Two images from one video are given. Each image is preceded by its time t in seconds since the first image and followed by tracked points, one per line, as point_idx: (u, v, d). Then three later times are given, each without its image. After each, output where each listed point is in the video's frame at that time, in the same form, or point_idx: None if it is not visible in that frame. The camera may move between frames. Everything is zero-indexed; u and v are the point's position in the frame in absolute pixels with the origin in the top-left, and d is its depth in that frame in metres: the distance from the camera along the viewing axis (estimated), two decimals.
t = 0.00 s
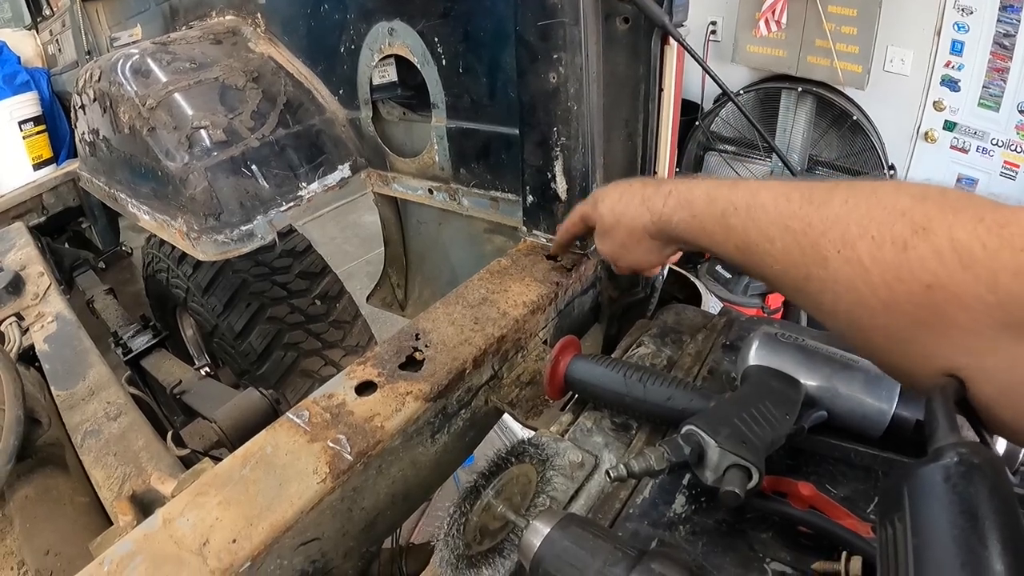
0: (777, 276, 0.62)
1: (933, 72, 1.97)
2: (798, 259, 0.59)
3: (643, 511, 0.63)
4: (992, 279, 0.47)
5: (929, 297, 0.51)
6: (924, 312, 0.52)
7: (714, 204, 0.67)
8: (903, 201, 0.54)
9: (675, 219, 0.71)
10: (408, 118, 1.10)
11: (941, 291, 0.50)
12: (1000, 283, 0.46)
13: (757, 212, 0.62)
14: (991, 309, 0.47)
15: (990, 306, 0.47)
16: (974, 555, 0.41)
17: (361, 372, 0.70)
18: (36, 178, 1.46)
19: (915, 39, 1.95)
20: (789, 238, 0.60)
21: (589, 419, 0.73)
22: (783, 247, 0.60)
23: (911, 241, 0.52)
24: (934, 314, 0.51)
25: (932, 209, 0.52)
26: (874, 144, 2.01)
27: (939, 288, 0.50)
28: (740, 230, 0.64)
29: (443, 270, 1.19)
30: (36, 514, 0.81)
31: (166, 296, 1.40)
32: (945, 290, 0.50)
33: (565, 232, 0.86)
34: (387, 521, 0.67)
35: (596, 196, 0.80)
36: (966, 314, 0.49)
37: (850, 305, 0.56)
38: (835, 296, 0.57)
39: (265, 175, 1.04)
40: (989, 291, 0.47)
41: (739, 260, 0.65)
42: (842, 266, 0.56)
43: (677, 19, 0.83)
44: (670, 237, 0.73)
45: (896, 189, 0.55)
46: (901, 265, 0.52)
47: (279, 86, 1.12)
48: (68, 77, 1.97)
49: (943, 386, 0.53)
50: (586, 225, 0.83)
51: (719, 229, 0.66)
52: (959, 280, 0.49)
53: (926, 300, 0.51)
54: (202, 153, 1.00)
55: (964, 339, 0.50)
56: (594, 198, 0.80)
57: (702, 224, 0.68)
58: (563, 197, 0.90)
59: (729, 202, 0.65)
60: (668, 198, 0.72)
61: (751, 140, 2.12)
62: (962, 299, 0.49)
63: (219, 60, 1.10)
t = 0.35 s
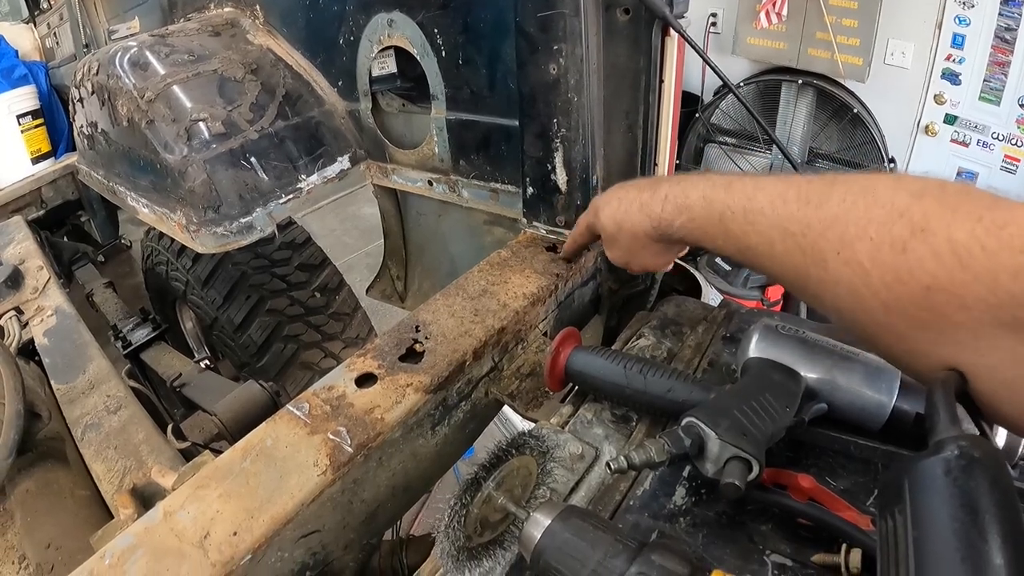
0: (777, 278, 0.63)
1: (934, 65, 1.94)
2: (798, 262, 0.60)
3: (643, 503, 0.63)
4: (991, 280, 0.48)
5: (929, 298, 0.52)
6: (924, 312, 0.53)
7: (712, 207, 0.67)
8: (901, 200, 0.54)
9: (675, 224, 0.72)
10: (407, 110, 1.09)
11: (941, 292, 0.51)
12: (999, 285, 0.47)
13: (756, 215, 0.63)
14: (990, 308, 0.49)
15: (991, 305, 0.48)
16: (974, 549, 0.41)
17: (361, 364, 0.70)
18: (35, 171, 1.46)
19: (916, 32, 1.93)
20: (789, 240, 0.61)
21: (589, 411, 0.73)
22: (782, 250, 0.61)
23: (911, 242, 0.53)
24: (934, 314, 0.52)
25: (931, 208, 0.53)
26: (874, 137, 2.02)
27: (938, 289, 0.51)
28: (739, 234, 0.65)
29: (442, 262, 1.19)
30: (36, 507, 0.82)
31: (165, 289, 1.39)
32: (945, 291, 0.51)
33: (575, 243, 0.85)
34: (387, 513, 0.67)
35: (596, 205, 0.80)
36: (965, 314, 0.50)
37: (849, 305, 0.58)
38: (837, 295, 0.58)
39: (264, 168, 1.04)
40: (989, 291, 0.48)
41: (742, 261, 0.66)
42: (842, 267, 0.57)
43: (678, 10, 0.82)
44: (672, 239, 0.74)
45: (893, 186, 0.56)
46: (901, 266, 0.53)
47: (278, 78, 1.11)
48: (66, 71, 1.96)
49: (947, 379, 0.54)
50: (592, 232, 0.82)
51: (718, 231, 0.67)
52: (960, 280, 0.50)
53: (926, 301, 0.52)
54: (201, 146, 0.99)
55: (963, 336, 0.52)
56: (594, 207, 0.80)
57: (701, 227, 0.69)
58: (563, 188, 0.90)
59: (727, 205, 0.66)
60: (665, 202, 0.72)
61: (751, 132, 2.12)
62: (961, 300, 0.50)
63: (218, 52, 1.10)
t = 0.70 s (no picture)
0: (776, 282, 0.63)
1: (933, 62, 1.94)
2: (800, 265, 0.60)
3: (644, 498, 0.63)
4: (997, 286, 0.49)
5: (932, 302, 0.53)
6: (926, 316, 0.53)
7: (713, 210, 0.68)
8: (908, 207, 0.55)
9: (673, 228, 0.71)
10: (407, 104, 1.09)
11: (945, 297, 0.52)
12: (1006, 290, 0.48)
13: (758, 220, 0.63)
14: (993, 315, 0.50)
15: (996, 310, 0.49)
16: (976, 545, 0.41)
17: (361, 359, 0.70)
18: (33, 166, 1.45)
19: (916, 29, 1.92)
20: (791, 243, 0.61)
21: (589, 406, 0.73)
22: (784, 254, 0.61)
23: (916, 247, 0.53)
24: (936, 320, 0.53)
25: (937, 214, 0.53)
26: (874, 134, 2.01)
27: (942, 294, 0.52)
28: (739, 238, 0.65)
29: (442, 257, 1.18)
30: (35, 504, 0.81)
31: (163, 284, 1.39)
32: (949, 296, 0.52)
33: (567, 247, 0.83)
34: (388, 508, 0.67)
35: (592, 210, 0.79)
36: (968, 320, 0.51)
37: (849, 311, 0.58)
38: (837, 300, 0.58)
39: (263, 163, 1.03)
40: (995, 296, 0.49)
41: (740, 265, 0.66)
42: (844, 271, 0.57)
43: (679, 4, 0.82)
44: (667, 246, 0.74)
45: (898, 194, 0.57)
46: (905, 270, 0.54)
47: (277, 73, 1.11)
48: (64, 65, 1.95)
49: (945, 379, 0.54)
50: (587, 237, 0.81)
51: (719, 235, 0.67)
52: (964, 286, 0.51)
53: (929, 306, 0.53)
54: (199, 140, 0.99)
55: (960, 342, 0.52)
56: (591, 210, 0.79)
57: (700, 232, 0.69)
58: (563, 183, 0.89)
59: (729, 209, 0.66)
60: (664, 206, 0.72)
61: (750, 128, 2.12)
62: (965, 305, 0.51)
63: (216, 46, 1.09)
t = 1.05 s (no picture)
0: (780, 293, 0.64)
1: (927, 61, 1.94)
2: (804, 276, 0.61)
3: (635, 496, 0.64)
4: (1006, 295, 0.49)
5: (940, 313, 0.53)
6: (934, 328, 0.54)
7: (716, 219, 0.69)
8: (913, 215, 0.56)
9: (673, 231, 0.73)
10: (401, 104, 1.10)
11: (952, 308, 0.52)
12: (1013, 300, 0.49)
13: (761, 229, 0.65)
14: (1002, 325, 0.50)
15: (1004, 321, 0.49)
16: (961, 542, 0.41)
17: (354, 358, 0.70)
18: (28, 167, 1.45)
19: (910, 28, 1.92)
20: (794, 254, 0.62)
21: (581, 405, 0.74)
22: (788, 264, 0.62)
23: (921, 256, 0.54)
24: (943, 330, 0.53)
25: (942, 222, 0.54)
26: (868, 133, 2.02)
27: (950, 305, 0.52)
28: (742, 248, 0.66)
29: (436, 257, 1.19)
30: (30, 504, 0.82)
31: (159, 284, 1.39)
32: (956, 306, 0.52)
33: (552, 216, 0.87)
34: (381, 507, 0.67)
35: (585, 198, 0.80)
36: (977, 330, 0.51)
37: (855, 321, 0.59)
38: (845, 310, 0.59)
39: (257, 162, 1.03)
40: (1003, 306, 0.49)
41: (742, 277, 0.67)
42: (849, 282, 0.58)
43: (670, 4, 0.82)
44: (664, 250, 0.75)
45: (903, 203, 0.57)
46: (912, 281, 0.54)
47: (270, 73, 1.11)
48: (59, 65, 1.94)
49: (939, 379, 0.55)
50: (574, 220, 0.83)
51: (720, 244, 0.68)
52: (974, 296, 0.51)
53: (937, 317, 0.53)
54: (193, 140, 0.99)
55: (966, 351, 0.53)
56: (584, 199, 0.80)
57: (701, 240, 0.70)
58: (556, 183, 0.90)
59: (732, 218, 0.67)
60: (664, 210, 0.74)
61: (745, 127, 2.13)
62: (973, 315, 0.51)
63: (211, 46, 1.09)
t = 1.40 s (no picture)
0: (798, 299, 0.66)
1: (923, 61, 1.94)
2: (823, 281, 0.63)
3: (630, 496, 0.64)
4: None
5: (959, 313, 0.56)
6: (952, 327, 0.57)
7: (733, 228, 0.70)
8: (931, 222, 0.59)
9: (692, 244, 0.73)
10: (397, 103, 1.09)
11: (971, 308, 0.55)
12: None
13: (778, 237, 0.67)
14: (1021, 325, 0.53)
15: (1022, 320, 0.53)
16: (957, 542, 0.41)
17: (349, 358, 0.70)
18: (22, 165, 1.44)
19: (906, 28, 1.92)
20: (814, 260, 0.64)
21: (577, 404, 0.74)
22: (808, 270, 0.64)
23: (941, 260, 0.57)
24: (962, 330, 0.56)
25: (961, 228, 0.57)
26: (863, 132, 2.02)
27: (969, 305, 0.56)
28: (761, 255, 0.68)
29: (432, 256, 1.19)
30: (25, 503, 0.81)
31: (154, 283, 1.38)
32: (976, 307, 0.55)
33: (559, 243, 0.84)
34: (377, 507, 0.67)
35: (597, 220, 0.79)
36: (996, 330, 0.54)
37: (874, 324, 0.62)
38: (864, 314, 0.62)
39: (252, 161, 1.03)
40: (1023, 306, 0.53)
41: (761, 282, 0.69)
42: (870, 285, 0.61)
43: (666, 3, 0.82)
44: (680, 260, 0.76)
45: (919, 210, 0.61)
46: (934, 283, 0.57)
47: (266, 71, 1.10)
48: (53, 64, 1.94)
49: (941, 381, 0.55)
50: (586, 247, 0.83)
51: (739, 252, 0.70)
52: (993, 299, 0.54)
53: (957, 317, 0.56)
54: (189, 139, 0.99)
55: (984, 350, 0.56)
56: (598, 223, 0.79)
57: (717, 249, 0.71)
58: (551, 182, 0.90)
59: (750, 225, 0.69)
60: (683, 224, 0.74)
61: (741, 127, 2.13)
62: (992, 315, 0.54)
63: (206, 45, 1.09)
